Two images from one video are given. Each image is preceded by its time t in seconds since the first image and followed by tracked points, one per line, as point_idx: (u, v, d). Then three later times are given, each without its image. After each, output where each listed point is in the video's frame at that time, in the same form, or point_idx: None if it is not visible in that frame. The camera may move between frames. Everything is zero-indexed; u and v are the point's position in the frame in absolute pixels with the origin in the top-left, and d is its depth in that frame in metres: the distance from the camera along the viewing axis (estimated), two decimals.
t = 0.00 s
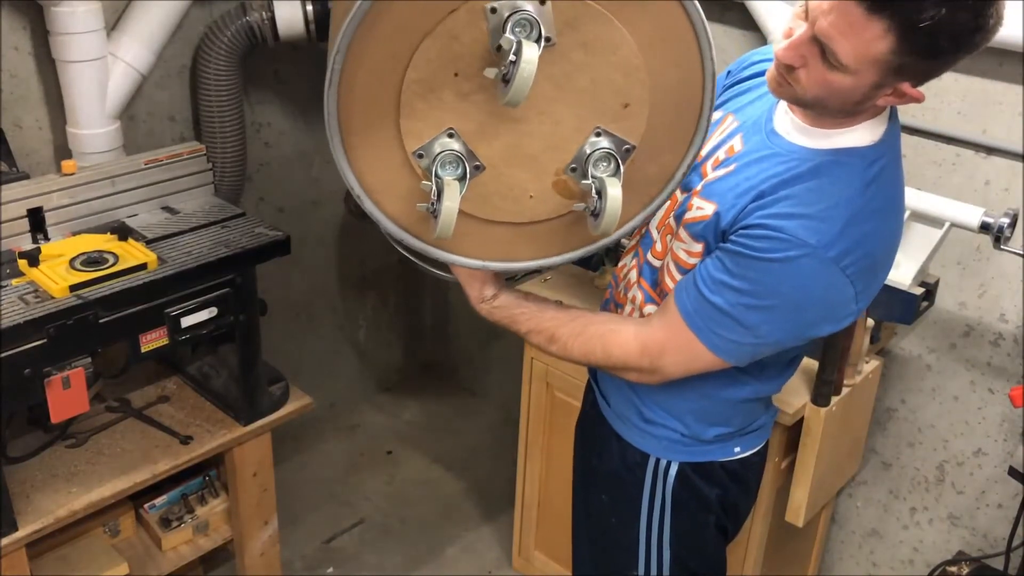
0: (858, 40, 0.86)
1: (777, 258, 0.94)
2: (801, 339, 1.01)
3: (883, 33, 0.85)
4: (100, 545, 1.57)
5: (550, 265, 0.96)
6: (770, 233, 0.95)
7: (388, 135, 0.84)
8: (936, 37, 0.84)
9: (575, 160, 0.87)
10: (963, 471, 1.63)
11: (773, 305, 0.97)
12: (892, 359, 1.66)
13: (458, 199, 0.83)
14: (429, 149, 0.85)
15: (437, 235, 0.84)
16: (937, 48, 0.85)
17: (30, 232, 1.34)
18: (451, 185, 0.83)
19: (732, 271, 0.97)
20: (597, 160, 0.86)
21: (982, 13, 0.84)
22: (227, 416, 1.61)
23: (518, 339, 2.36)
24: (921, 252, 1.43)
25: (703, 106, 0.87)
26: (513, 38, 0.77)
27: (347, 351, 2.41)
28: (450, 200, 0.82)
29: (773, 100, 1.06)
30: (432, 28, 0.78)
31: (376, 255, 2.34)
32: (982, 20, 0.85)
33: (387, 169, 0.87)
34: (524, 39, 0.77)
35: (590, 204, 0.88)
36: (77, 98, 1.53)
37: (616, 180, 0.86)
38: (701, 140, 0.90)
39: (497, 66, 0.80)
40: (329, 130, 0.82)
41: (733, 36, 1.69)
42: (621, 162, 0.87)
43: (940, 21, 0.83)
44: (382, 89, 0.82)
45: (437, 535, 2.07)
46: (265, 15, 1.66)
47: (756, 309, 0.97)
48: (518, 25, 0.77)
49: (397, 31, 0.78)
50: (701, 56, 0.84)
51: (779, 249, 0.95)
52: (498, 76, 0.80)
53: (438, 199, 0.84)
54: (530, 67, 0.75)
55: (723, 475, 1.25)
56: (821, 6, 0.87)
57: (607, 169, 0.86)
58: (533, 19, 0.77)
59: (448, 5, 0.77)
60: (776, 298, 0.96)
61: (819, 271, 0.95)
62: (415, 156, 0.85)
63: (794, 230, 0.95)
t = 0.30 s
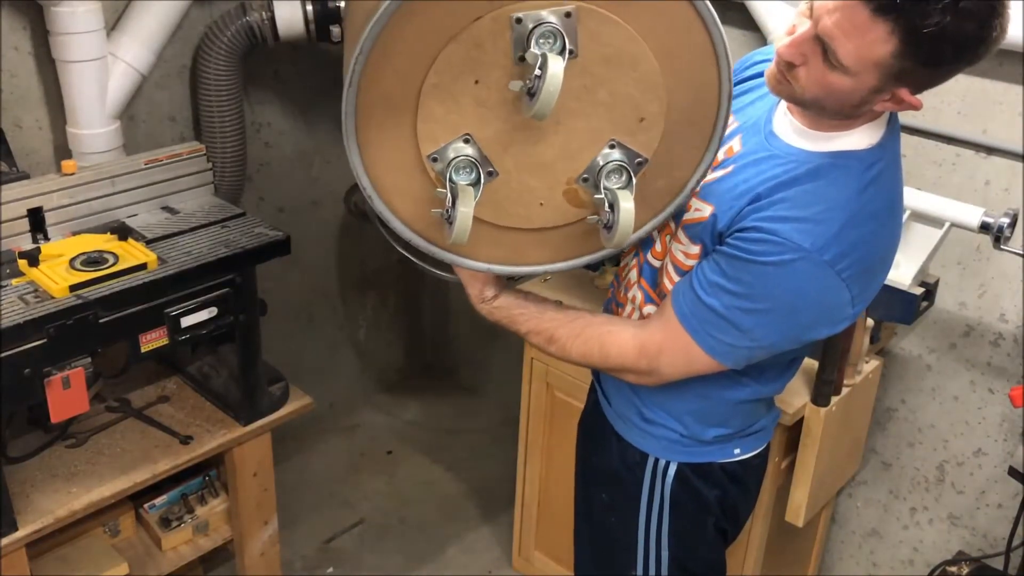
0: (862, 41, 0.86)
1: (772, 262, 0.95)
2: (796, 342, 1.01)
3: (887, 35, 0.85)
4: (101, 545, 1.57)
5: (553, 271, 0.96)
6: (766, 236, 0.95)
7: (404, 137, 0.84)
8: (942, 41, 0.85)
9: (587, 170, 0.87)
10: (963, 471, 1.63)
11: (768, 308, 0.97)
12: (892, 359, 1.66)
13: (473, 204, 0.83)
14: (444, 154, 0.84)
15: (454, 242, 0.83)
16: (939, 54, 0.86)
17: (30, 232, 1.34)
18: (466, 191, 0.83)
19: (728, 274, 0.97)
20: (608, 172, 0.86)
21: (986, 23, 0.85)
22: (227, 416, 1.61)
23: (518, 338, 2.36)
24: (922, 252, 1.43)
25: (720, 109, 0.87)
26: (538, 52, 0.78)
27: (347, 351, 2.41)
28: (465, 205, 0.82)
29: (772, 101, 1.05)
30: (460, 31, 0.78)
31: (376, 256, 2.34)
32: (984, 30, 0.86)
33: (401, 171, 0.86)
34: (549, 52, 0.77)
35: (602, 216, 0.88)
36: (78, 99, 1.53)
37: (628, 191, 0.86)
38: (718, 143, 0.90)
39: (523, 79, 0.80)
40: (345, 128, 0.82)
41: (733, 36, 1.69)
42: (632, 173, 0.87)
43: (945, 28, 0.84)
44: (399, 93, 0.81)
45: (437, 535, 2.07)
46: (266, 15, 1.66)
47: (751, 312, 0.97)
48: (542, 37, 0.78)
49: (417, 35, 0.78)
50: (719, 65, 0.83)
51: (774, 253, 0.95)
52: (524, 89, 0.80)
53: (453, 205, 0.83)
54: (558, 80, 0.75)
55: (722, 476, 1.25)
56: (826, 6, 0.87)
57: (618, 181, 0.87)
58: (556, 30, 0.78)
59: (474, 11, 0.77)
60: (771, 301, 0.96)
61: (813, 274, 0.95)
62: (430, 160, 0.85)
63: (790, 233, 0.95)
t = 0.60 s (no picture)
0: (868, 45, 0.86)
1: (772, 267, 0.95)
2: (797, 347, 1.01)
3: (894, 39, 0.85)
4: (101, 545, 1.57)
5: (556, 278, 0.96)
6: (766, 241, 0.95)
7: (407, 147, 0.84)
8: (949, 46, 0.85)
9: (591, 182, 0.87)
10: (963, 471, 1.64)
11: (769, 313, 0.97)
12: (892, 359, 1.66)
13: (478, 217, 0.83)
14: (448, 166, 0.84)
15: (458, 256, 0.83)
16: (945, 61, 0.86)
17: (30, 232, 1.34)
18: (470, 204, 0.83)
19: (728, 279, 0.97)
20: (611, 184, 0.86)
21: (992, 30, 0.86)
22: (227, 416, 1.60)
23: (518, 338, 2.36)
24: (922, 252, 1.43)
25: (726, 115, 0.87)
26: (545, 69, 0.78)
27: (347, 351, 2.41)
28: (469, 220, 0.82)
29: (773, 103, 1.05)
30: (462, 45, 0.78)
31: (376, 255, 2.34)
32: (990, 37, 0.87)
33: (405, 180, 0.86)
34: (554, 68, 0.77)
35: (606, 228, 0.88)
36: (77, 99, 1.53)
37: (631, 204, 0.86)
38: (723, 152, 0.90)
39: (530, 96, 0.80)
40: (349, 138, 0.82)
41: (733, 35, 1.69)
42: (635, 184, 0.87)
43: (953, 33, 0.84)
44: (409, 100, 0.81)
45: (437, 535, 2.07)
46: (265, 15, 1.66)
47: (752, 318, 0.98)
48: (548, 51, 0.78)
49: (422, 47, 0.78)
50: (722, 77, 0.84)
51: (774, 258, 0.95)
52: (532, 105, 0.80)
53: (456, 219, 0.83)
54: (564, 97, 0.75)
55: (723, 477, 1.25)
56: (832, 8, 0.86)
57: (622, 193, 0.87)
58: (561, 44, 0.78)
59: (480, 25, 0.77)
60: (772, 306, 0.96)
61: (814, 279, 0.95)
62: (433, 172, 0.85)
63: (789, 238, 0.95)
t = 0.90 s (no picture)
0: (865, 48, 0.86)
1: (773, 270, 0.95)
2: (798, 348, 1.01)
3: (891, 42, 0.85)
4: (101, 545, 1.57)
5: (552, 281, 0.96)
6: (767, 243, 0.95)
7: (398, 153, 0.84)
8: (946, 48, 0.85)
9: (584, 183, 0.87)
10: (963, 471, 1.64)
11: (769, 315, 0.97)
12: (892, 359, 1.66)
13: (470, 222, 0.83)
14: (439, 170, 0.84)
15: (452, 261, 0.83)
16: (943, 64, 0.86)
17: (30, 232, 1.34)
18: (462, 209, 0.83)
19: (730, 281, 0.97)
20: (604, 185, 0.86)
21: (989, 30, 0.86)
22: (227, 416, 1.60)
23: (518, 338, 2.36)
24: (921, 252, 1.43)
25: (716, 119, 0.87)
26: (532, 70, 0.77)
27: (347, 351, 2.41)
28: (461, 224, 0.82)
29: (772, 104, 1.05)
30: (451, 48, 0.78)
31: (376, 255, 2.34)
32: (988, 38, 0.87)
33: (397, 185, 0.87)
34: (542, 70, 0.77)
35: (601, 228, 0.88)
36: (77, 99, 1.53)
37: (624, 205, 0.86)
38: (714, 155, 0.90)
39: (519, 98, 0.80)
40: (338, 142, 0.82)
41: (733, 35, 1.69)
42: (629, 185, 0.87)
43: (950, 35, 0.84)
44: (394, 106, 0.81)
45: (437, 535, 2.07)
46: (265, 15, 1.66)
47: (753, 320, 0.98)
48: (536, 52, 0.77)
49: (408, 51, 0.78)
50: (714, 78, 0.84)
51: (775, 260, 0.95)
52: (520, 107, 0.80)
53: (449, 223, 0.83)
54: (553, 99, 0.74)
55: (723, 477, 1.25)
56: (829, 11, 0.86)
57: (616, 193, 0.86)
58: (548, 43, 0.78)
59: (466, 29, 0.77)
60: (772, 308, 0.96)
61: (814, 281, 0.95)
62: (426, 177, 0.85)
63: (790, 240, 0.95)
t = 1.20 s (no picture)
0: (857, 46, 0.86)
1: (770, 265, 0.94)
2: (797, 344, 1.01)
3: (882, 37, 0.85)
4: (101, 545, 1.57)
5: (550, 277, 0.96)
6: (764, 238, 0.95)
7: (383, 155, 0.85)
8: (936, 42, 0.85)
9: (571, 177, 0.87)
10: (963, 471, 1.64)
11: (768, 311, 0.97)
12: (892, 359, 1.66)
13: (454, 221, 0.83)
14: (425, 170, 0.85)
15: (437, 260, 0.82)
16: (934, 55, 0.86)
17: (30, 232, 1.34)
18: (445, 207, 0.83)
19: (728, 277, 0.97)
20: (592, 177, 0.85)
21: (980, 19, 0.85)
22: (227, 416, 1.60)
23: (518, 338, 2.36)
24: (921, 251, 1.42)
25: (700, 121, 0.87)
26: (507, 66, 0.78)
27: (347, 351, 2.41)
28: (444, 222, 0.81)
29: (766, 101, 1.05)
30: (427, 48, 0.79)
31: (376, 255, 2.34)
32: (979, 26, 0.86)
33: (384, 186, 0.87)
34: (516, 65, 0.77)
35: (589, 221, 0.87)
36: (77, 99, 1.53)
37: (612, 198, 0.85)
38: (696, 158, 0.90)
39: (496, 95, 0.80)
40: (322, 148, 0.83)
41: (733, 35, 1.69)
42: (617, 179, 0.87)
43: (939, 28, 0.84)
44: (373, 106, 0.82)
45: (436, 535, 2.07)
46: (265, 15, 1.66)
47: (752, 316, 0.97)
48: (511, 48, 0.78)
49: (385, 51, 0.78)
50: (699, 83, 0.84)
51: (772, 255, 0.95)
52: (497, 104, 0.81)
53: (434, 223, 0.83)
54: (526, 94, 0.75)
55: (723, 477, 1.25)
56: (818, 11, 0.86)
57: (603, 186, 0.85)
58: (523, 39, 0.78)
59: (439, 28, 0.78)
60: (771, 304, 0.96)
61: (812, 276, 0.95)
62: (410, 178, 0.85)
63: (787, 235, 0.95)
